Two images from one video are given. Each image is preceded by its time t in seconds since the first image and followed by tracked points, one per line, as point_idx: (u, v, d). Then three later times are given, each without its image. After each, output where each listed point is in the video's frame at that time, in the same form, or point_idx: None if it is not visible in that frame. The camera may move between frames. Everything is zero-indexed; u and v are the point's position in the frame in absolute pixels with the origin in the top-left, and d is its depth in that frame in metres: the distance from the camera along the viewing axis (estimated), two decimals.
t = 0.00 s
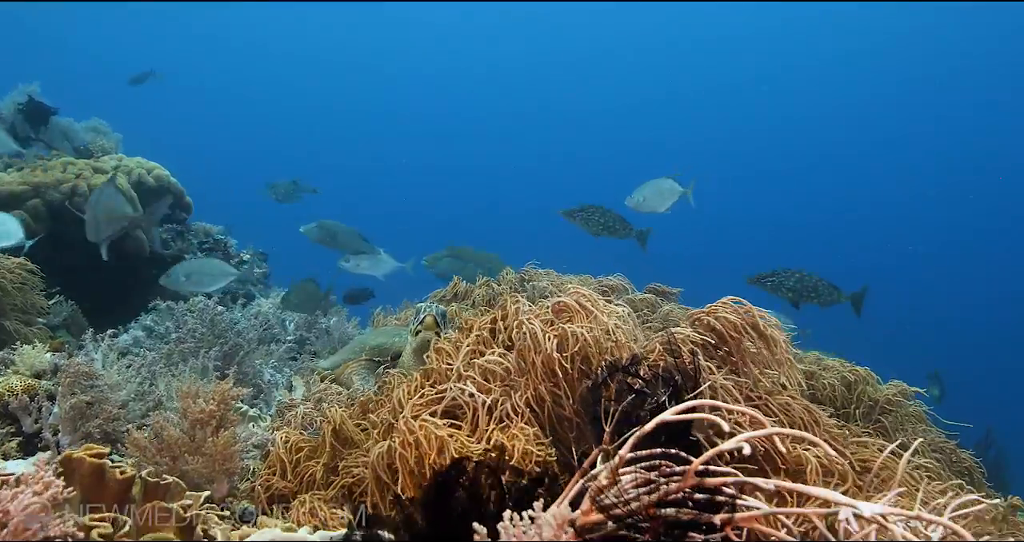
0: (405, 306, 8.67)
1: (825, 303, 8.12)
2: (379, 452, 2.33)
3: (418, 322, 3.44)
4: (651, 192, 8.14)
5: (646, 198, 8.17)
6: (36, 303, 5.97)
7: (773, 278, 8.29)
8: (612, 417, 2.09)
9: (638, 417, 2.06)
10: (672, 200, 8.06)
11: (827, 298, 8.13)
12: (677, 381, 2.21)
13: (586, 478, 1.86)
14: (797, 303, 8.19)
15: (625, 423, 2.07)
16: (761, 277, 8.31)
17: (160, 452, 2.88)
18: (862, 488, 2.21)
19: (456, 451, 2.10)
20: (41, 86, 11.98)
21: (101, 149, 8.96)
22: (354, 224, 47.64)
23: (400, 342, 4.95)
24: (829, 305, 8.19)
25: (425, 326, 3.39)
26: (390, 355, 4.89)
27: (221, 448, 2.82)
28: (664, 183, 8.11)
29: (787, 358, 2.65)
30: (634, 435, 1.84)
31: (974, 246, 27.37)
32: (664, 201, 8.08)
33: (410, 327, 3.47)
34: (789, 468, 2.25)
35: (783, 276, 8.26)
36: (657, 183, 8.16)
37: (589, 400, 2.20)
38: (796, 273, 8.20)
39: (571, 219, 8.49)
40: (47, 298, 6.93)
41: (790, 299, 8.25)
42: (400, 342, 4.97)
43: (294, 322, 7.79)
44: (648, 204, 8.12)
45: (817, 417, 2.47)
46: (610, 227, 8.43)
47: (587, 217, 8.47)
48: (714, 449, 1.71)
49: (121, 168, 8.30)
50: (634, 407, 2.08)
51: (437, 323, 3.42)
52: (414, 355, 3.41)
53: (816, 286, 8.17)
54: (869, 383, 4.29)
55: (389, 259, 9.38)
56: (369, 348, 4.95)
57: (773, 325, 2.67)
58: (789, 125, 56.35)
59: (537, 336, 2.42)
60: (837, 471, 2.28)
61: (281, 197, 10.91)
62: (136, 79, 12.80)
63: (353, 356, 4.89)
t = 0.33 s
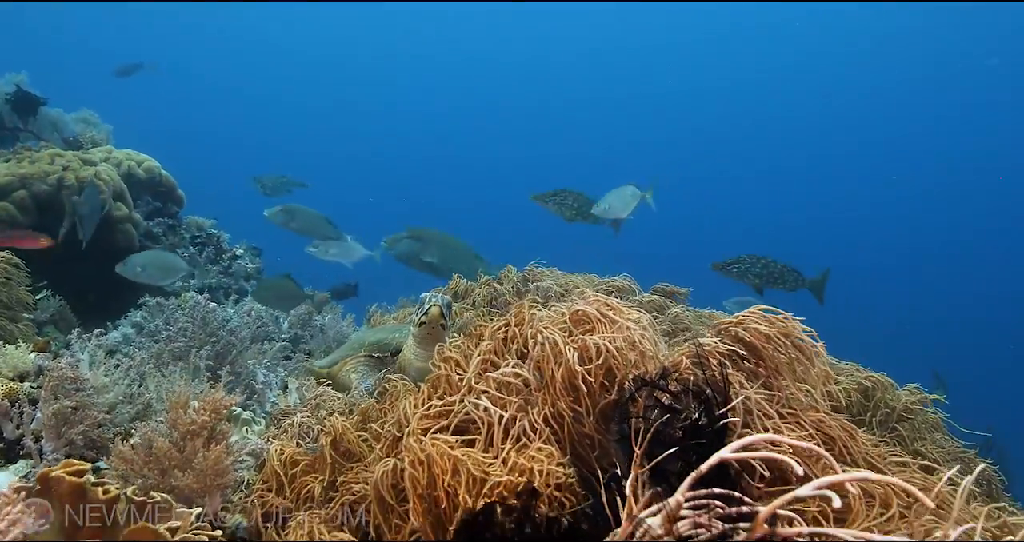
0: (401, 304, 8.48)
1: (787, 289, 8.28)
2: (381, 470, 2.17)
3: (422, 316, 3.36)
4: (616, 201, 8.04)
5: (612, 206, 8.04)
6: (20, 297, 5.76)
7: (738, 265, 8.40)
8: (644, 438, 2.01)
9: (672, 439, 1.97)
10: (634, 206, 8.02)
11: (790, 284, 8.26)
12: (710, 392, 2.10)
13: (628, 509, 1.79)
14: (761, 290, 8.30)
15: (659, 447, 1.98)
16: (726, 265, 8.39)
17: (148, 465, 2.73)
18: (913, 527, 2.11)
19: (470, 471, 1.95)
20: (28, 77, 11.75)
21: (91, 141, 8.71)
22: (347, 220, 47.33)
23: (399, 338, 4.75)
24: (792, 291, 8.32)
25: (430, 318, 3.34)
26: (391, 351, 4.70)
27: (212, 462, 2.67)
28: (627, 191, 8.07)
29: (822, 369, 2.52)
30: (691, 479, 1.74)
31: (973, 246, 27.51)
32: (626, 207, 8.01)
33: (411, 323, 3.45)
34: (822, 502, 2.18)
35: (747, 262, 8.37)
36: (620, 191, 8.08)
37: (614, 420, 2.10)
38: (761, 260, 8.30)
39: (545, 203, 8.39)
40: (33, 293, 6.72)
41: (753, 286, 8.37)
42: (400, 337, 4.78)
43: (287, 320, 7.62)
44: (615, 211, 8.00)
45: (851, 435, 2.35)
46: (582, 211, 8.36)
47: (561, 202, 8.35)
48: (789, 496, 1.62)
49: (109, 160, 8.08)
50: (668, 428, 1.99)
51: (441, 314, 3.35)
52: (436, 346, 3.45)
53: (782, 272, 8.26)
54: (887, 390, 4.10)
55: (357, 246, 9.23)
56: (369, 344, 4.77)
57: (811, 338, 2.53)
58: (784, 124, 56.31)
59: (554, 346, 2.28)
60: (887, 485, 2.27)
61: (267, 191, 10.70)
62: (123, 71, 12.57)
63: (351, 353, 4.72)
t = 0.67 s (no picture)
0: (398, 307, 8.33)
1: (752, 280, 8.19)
2: (386, 496, 2.05)
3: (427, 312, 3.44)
4: (576, 211, 7.82)
5: (571, 217, 7.83)
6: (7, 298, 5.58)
7: (701, 256, 8.24)
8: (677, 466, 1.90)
9: (708, 465, 1.85)
10: (598, 219, 7.83)
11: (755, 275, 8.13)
12: (745, 411, 1.98)
13: (660, 540, 1.67)
14: (726, 281, 8.21)
15: (692, 468, 1.85)
16: (689, 257, 8.23)
17: (135, 483, 2.63)
18: None
19: (484, 500, 1.83)
20: (18, 72, 11.54)
21: (83, 137, 8.53)
22: (342, 219, 47.10)
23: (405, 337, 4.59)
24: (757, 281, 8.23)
25: (435, 315, 3.40)
26: (393, 350, 4.56)
27: (203, 482, 2.55)
28: (591, 201, 7.80)
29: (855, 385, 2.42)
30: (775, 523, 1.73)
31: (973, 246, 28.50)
32: (590, 219, 7.81)
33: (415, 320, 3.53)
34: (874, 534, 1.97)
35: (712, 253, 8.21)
36: (584, 200, 7.81)
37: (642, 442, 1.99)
38: (725, 251, 8.14)
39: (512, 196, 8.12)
40: (22, 292, 6.55)
41: (719, 278, 8.22)
42: (403, 336, 4.64)
43: (283, 322, 7.46)
44: (578, 226, 7.79)
45: (892, 462, 2.21)
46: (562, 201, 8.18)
47: (529, 194, 8.06)
48: None
49: (99, 156, 7.90)
50: (702, 453, 1.87)
51: (447, 309, 3.44)
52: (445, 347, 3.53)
53: (745, 262, 8.16)
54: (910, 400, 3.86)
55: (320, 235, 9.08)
56: (369, 344, 4.65)
57: (846, 354, 2.41)
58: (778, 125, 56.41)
59: (570, 358, 2.23)
60: (937, 514, 2.07)
61: (256, 189, 10.53)
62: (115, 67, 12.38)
63: (352, 353, 4.58)
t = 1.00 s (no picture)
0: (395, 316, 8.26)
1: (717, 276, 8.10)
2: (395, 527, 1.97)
3: (435, 317, 3.39)
4: (534, 224, 7.66)
5: (529, 229, 7.63)
6: None
7: (665, 254, 8.14)
8: (717, 497, 1.84)
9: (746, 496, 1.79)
10: (558, 232, 7.71)
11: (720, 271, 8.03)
12: (783, 433, 1.91)
13: None
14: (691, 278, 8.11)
15: (733, 493, 1.81)
16: (653, 255, 8.09)
17: (127, 512, 2.55)
18: None
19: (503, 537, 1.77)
20: (8, 71, 11.34)
21: (76, 141, 8.35)
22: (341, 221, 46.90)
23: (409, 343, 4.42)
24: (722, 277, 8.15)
25: (443, 320, 3.34)
26: (397, 356, 4.37)
27: (196, 509, 2.47)
28: (550, 215, 7.67)
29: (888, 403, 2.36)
30: None
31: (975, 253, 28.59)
32: (549, 232, 7.65)
33: (421, 325, 3.53)
34: None
35: (677, 250, 8.14)
36: (542, 214, 7.67)
37: (675, 469, 1.93)
38: (688, 249, 8.09)
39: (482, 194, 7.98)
40: (11, 298, 6.42)
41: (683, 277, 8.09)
42: (406, 342, 4.46)
43: (277, 330, 7.32)
44: (536, 238, 7.58)
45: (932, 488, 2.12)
46: (533, 199, 8.03)
47: (498, 191, 7.95)
48: None
49: (92, 160, 7.77)
50: (745, 485, 1.81)
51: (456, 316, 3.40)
52: (451, 350, 3.51)
53: (710, 259, 8.07)
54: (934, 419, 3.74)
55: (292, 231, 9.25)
56: (371, 350, 4.47)
57: (879, 377, 2.34)
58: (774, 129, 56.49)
59: (591, 378, 2.19)
60: None
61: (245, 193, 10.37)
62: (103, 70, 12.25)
63: (353, 360, 4.40)
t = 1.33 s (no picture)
0: (395, 324, 8.21)
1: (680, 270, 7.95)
2: None
3: (443, 322, 3.40)
4: (491, 232, 8.32)
5: (487, 236, 8.34)
6: None
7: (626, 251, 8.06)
8: (755, 528, 1.86)
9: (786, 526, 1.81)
10: (512, 239, 8.42)
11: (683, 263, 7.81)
12: (829, 454, 2.00)
13: None
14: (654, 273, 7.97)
15: (777, 523, 1.83)
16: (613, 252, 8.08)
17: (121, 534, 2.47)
18: None
19: None
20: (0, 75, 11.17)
21: (68, 147, 8.22)
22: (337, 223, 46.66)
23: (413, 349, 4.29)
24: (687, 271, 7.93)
25: (452, 325, 3.35)
26: (399, 364, 4.25)
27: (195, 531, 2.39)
28: (505, 224, 8.35)
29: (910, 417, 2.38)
30: None
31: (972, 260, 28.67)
32: (504, 240, 8.37)
33: (427, 329, 3.54)
34: None
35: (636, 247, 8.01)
36: (498, 221, 8.33)
37: (712, 496, 1.93)
38: (649, 247, 7.91)
39: (447, 192, 8.03)
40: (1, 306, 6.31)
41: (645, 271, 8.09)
42: (410, 349, 4.34)
43: (274, 337, 7.21)
44: (492, 243, 8.28)
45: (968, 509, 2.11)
46: (498, 196, 8.09)
47: (462, 189, 8.01)
48: None
49: (84, 165, 7.65)
50: (786, 514, 1.83)
51: (465, 321, 3.39)
52: (458, 354, 3.49)
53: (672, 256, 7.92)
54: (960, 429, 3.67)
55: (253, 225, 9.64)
56: (373, 357, 4.34)
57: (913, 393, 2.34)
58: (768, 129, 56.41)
59: (614, 396, 2.16)
60: None
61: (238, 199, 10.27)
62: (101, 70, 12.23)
63: (354, 368, 4.27)
